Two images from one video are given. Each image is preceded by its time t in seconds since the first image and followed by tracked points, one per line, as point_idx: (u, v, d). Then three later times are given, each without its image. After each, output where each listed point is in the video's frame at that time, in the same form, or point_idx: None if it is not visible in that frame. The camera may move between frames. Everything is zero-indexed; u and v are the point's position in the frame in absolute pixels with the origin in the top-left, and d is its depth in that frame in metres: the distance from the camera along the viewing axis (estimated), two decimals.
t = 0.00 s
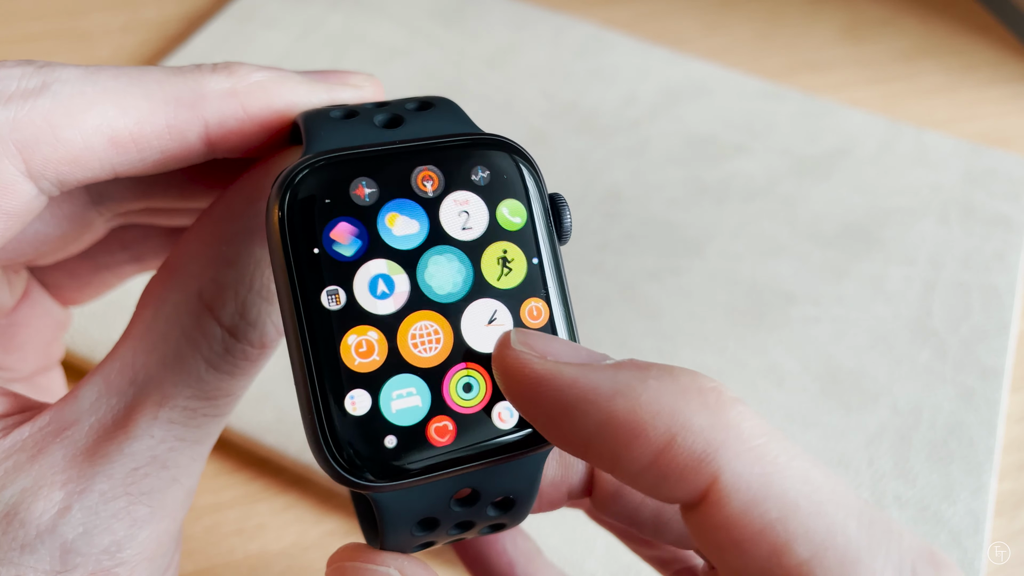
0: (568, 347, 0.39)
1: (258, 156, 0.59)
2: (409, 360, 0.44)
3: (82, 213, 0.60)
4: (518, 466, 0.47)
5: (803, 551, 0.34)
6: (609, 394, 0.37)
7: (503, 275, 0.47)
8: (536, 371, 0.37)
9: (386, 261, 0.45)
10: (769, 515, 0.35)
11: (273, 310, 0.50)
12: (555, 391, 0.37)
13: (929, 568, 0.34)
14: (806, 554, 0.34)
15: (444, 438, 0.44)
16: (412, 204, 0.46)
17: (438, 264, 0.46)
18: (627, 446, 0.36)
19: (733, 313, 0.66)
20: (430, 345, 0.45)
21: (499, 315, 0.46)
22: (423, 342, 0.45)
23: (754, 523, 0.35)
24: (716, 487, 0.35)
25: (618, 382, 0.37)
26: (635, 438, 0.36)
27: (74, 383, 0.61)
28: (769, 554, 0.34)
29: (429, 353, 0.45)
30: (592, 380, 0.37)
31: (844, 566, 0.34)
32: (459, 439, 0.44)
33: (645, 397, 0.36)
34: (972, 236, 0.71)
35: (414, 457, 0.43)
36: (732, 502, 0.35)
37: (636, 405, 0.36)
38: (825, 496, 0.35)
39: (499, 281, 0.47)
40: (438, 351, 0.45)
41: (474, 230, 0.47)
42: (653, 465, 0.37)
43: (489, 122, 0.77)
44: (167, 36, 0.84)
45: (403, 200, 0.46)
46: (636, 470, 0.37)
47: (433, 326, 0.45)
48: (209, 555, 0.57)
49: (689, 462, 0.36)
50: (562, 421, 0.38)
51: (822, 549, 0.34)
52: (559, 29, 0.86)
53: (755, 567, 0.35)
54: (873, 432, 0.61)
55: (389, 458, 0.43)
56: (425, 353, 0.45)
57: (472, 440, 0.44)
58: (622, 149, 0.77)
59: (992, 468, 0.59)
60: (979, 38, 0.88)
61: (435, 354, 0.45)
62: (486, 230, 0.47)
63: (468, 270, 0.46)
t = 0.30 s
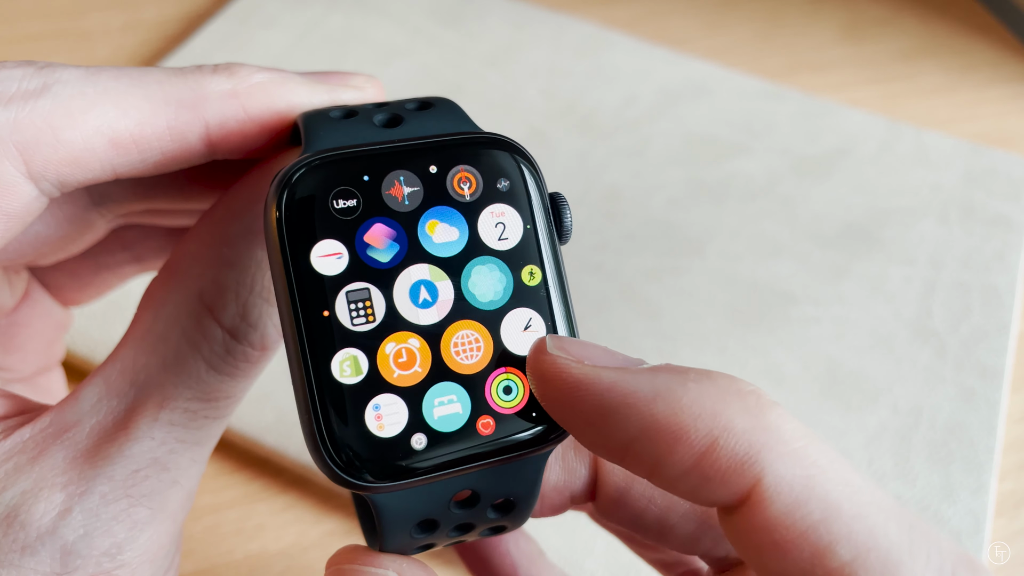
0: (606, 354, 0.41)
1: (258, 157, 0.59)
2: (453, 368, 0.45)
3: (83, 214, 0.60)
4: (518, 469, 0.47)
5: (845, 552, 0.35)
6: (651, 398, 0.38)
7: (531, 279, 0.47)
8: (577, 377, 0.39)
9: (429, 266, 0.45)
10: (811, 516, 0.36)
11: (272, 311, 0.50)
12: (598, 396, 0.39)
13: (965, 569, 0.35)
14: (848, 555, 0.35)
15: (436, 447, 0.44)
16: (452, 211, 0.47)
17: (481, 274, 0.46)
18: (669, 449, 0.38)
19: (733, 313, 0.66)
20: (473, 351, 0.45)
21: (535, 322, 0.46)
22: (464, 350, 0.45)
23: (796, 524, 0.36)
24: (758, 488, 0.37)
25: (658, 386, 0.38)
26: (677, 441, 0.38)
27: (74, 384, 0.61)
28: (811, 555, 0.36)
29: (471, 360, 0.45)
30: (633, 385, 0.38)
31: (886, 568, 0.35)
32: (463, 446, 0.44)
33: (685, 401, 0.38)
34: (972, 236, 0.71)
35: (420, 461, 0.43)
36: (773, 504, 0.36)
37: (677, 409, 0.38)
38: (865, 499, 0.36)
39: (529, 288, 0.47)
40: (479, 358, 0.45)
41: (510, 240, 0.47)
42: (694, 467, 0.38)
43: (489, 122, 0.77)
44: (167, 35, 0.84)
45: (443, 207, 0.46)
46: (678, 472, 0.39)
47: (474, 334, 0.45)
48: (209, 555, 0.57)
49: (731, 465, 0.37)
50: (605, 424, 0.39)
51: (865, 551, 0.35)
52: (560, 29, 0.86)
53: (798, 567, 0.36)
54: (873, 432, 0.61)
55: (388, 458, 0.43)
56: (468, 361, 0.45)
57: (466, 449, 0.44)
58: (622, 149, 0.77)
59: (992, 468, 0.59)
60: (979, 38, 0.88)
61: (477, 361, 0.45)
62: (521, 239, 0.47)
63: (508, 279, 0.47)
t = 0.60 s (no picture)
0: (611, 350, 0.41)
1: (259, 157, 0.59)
2: (452, 369, 0.45)
3: (83, 214, 0.60)
4: (517, 469, 0.47)
5: (848, 548, 0.35)
6: (657, 393, 0.38)
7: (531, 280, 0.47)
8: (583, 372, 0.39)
9: (428, 266, 0.45)
10: (815, 511, 0.36)
11: (272, 312, 0.50)
12: (604, 391, 0.39)
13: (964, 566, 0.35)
14: (851, 550, 0.35)
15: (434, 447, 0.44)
16: (453, 212, 0.47)
17: (480, 275, 0.46)
18: (674, 445, 0.38)
19: (732, 313, 0.66)
20: (472, 353, 0.45)
21: (535, 323, 0.46)
22: (464, 350, 0.45)
23: (800, 520, 0.36)
24: (762, 484, 0.37)
25: (664, 383, 0.38)
26: (682, 436, 0.38)
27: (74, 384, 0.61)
28: (814, 550, 0.36)
29: (470, 360, 0.45)
30: (639, 380, 0.38)
31: (889, 563, 0.35)
32: (461, 446, 0.44)
33: (691, 397, 0.38)
34: (972, 236, 0.71)
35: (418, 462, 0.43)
36: (778, 500, 0.36)
37: (683, 405, 0.38)
38: (868, 496, 0.36)
39: (530, 290, 0.47)
40: (478, 359, 0.45)
41: (510, 241, 0.47)
42: (698, 463, 0.38)
43: (490, 122, 0.77)
44: (167, 35, 0.84)
45: (443, 207, 0.46)
46: (682, 467, 0.39)
47: (473, 334, 0.45)
48: (209, 555, 0.57)
49: (736, 461, 0.37)
50: (610, 419, 0.39)
51: (868, 547, 0.35)
52: (559, 29, 0.86)
53: (801, 563, 0.36)
54: (874, 432, 0.61)
55: (387, 459, 0.43)
56: (467, 362, 0.45)
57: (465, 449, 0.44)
58: (622, 150, 0.77)
59: (992, 468, 0.59)
60: (979, 38, 0.88)
61: (476, 362, 0.45)
62: (521, 240, 0.48)
63: (509, 280, 0.47)
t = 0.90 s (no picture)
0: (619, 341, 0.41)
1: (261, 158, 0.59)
2: (452, 357, 0.45)
3: (84, 215, 0.60)
4: (520, 467, 0.46)
5: (853, 541, 0.35)
6: (664, 385, 0.38)
7: (531, 271, 0.47)
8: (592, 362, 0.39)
9: (428, 256, 0.45)
10: (820, 505, 0.36)
11: (275, 312, 0.50)
12: (612, 381, 0.39)
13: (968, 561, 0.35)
14: (855, 544, 0.35)
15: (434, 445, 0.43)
16: (453, 203, 0.47)
17: (480, 265, 0.46)
18: (680, 436, 0.38)
19: (733, 313, 0.66)
20: (470, 343, 0.45)
21: (535, 314, 0.46)
22: (464, 340, 0.45)
23: (804, 513, 0.36)
24: (768, 477, 0.37)
25: (673, 374, 0.38)
26: (688, 428, 0.38)
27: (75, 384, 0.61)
28: (818, 544, 0.36)
29: (471, 350, 0.45)
30: (647, 372, 0.39)
31: (892, 557, 0.35)
32: (462, 444, 0.44)
33: (698, 389, 0.38)
34: (972, 236, 0.71)
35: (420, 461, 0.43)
36: (782, 493, 0.36)
37: (690, 397, 0.38)
38: (872, 491, 0.36)
39: (529, 280, 0.47)
40: (477, 350, 0.45)
41: (509, 233, 0.47)
42: (704, 455, 0.38)
43: (490, 122, 0.77)
44: (167, 35, 0.84)
45: (443, 199, 0.46)
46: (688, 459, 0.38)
47: (472, 324, 0.45)
48: (209, 555, 0.57)
49: (741, 454, 0.37)
50: (617, 409, 0.39)
51: (872, 540, 0.35)
52: (559, 29, 0.86)
53: (805, 556, 0.36)
54: (874, 432, 0.61)
55: (388, 457, 0.43)
56: (466, 352, 0.45)
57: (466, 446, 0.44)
58: (622, 149, 0.77)
59: (992, 467, 0.59)
60: (978, 38, 0.88)
61: (476, 352, 0.45)
62: (520, 232, 0.48)
63: (507, 269, 0.47)
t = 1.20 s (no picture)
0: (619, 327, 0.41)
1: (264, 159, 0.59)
2: (455, 346, 0.45)
3: (85, 216, 0.60)
4: (524, 465, 0.47)
5: (845, 535, 0.35)
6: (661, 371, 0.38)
7: (533, 262, 0.47)
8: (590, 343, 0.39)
9: (431, 245, 0.46)
10: (813, 498, 0.36)
11: (277, 312, 0.50)
12: (609, 364, 0.39)
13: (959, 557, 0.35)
14: (847, 538, 0.35)
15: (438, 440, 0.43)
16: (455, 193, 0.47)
17: (482, 254, 0.46)
18: (677, 422, 0.38)
19: (733, 313, 0.66)
20: (474, 331, 0.45)
21: (537, 303, 0.46)
22: (468, 329, 0.45)
23: (797, 504, 0.36)
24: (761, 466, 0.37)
25: (672, 360, 0.38)
26: (684, 415, 0.38)
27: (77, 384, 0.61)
28: (810, 536, 0.36)
29: (474, 338, 0.45)
30: (645, 356, 0.39)
31: (884, 551, 0.34)
32: (469, 438, 0.44)
33: (697, 376, 0.38)
34: (972, 236, 0.71)
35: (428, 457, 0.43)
36: (776, 484, 0.36)
37: (688, 383, 0.38)
38: (865, 487, 0.36)
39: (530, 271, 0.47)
40: (481, 338, 0.45)
41: (511, 222, 0.47)
42: (697, 442, 0.38)
43: (490, 122, 0.77)
44: (167, 35, 0.84)
45: (445, 188, 0.47)
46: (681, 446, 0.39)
47: (476, 313, 0.45)
48: (209, 555, 0.57)
49: (736, 442, 0.37)
50: (612, 393, 0.39)
51: (864, 535, 0.35)
52: (559, 29, 0.86)
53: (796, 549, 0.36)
54: (874, 432, 0.61)
55: (394, 453, 0.42)
56: (469, 340, 0.45)
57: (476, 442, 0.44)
58: (622, 150, 0.77)
59: (992, 467, 0.59)
60: (978, 39, 0.88)
61: (480, 340, 0.45)
62: (521, 222, 0.48)
63: (509, 258, 0.47)
